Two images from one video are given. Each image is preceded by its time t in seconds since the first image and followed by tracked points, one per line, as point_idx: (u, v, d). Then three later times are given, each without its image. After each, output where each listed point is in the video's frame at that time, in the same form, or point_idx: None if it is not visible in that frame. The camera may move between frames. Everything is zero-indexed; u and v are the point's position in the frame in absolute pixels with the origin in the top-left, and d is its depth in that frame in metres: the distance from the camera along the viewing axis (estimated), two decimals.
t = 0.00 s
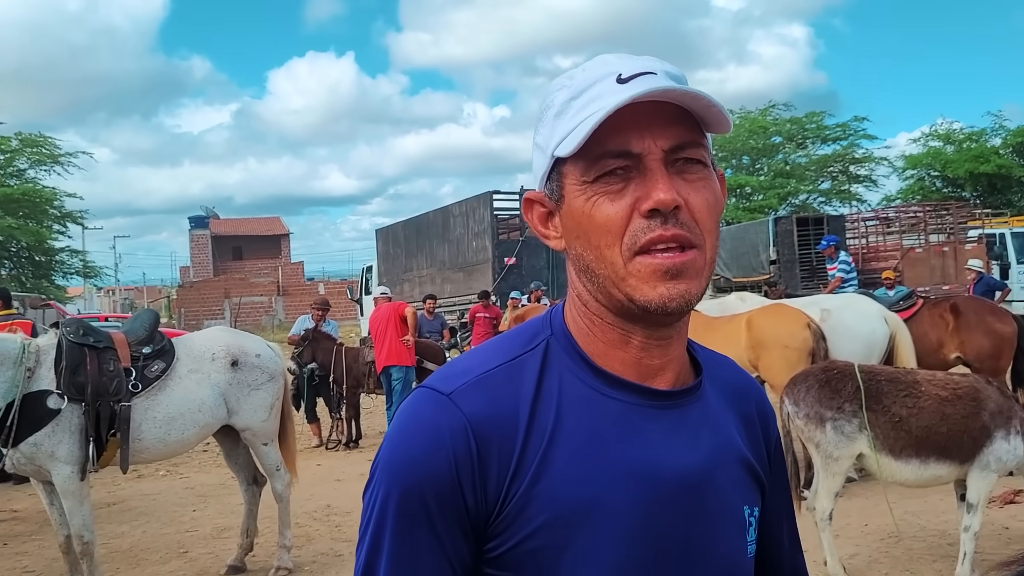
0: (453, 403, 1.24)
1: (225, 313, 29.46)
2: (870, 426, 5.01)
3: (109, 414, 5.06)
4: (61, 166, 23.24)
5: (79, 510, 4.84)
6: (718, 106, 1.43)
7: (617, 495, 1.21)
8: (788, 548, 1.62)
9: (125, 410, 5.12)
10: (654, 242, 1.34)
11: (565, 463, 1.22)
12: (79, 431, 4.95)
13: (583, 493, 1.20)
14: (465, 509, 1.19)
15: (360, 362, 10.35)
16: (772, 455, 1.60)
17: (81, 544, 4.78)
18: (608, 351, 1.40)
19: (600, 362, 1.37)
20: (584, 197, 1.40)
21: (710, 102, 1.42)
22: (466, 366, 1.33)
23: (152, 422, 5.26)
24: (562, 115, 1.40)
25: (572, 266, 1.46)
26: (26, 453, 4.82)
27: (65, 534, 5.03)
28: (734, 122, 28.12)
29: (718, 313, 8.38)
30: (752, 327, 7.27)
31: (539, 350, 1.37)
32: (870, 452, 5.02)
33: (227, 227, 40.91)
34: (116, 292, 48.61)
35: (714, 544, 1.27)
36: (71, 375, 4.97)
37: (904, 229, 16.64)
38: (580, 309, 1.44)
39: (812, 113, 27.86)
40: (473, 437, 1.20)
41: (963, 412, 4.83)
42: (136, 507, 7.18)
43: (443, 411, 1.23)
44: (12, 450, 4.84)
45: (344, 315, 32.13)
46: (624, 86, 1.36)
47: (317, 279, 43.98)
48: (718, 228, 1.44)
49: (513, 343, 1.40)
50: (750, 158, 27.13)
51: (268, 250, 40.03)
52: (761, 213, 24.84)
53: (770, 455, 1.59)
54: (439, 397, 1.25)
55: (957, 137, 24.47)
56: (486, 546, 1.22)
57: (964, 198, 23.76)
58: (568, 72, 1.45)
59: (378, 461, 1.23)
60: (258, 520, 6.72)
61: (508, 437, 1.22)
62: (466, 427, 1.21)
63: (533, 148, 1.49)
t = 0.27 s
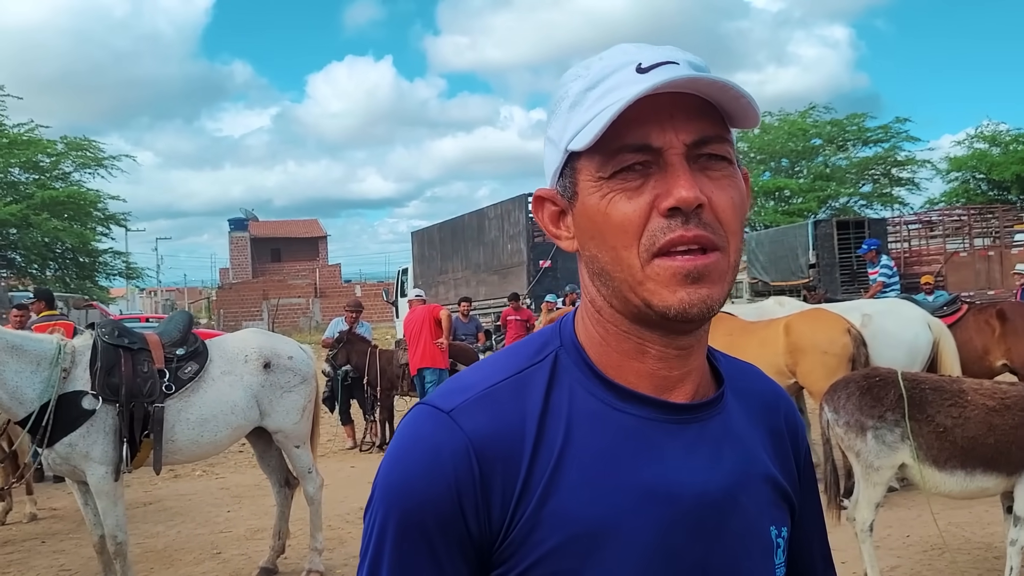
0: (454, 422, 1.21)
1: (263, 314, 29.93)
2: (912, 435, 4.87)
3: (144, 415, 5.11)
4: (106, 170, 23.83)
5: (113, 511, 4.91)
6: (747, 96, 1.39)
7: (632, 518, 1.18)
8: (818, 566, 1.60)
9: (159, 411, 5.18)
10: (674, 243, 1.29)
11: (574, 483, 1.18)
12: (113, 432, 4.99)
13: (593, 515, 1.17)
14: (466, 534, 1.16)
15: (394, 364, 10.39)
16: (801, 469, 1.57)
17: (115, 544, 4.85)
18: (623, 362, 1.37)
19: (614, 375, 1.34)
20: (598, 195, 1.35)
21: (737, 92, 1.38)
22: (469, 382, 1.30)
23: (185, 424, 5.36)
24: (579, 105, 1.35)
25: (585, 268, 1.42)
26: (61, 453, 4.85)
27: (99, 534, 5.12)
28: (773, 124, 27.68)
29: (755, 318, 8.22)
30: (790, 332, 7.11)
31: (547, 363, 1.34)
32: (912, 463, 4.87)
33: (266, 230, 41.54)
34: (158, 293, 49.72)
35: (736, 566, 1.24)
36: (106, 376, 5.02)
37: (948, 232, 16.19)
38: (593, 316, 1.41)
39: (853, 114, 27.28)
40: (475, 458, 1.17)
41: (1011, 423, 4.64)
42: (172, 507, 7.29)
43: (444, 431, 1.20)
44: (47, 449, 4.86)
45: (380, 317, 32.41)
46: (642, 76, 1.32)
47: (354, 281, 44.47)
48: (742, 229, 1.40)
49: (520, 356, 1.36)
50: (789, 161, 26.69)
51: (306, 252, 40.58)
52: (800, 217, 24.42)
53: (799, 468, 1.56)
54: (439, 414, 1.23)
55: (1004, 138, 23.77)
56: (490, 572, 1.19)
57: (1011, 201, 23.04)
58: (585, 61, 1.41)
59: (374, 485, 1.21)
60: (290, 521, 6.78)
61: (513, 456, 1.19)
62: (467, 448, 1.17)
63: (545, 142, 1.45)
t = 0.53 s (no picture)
0: (436, 430, 1.18)
1: (272, 314, 30.01)
2: (929, 437, 4.81)
3: (150, 415, 5.12)
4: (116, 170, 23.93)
5: (119, 511, 4.93)
6: (734, 81, 1.38)
7: (626, 526, 1.16)
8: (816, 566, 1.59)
9: (165, 411, 5.19)
10: (662, 238, 1.28)
11: (563, 490, 1.17)
12: (119, 432, 5.00)
13: (583, 523, 1.15)
14: (452, 546, 1.14)
15: (402, 364, 10.39)
16: (799, 467, 1.56)
17: (121, 545, 4.88)
18: (611, 363, 1.35)
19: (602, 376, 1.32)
20: (582, 189, 1.33)
21: (723, 78, 1.37)
22: (451, 389, 1.28)
23: (191, 424, 5.38)
24: (560, 96, 1.34)
25: (570, 265, 1.40)
26: (67, 453, 4.87)
27: (106, 534, 5.14)
28: (782, 123, 27.55)
29: (765, 318, 8.17)
30: (800, 332, 7.06)
31: (533, 366, 1.32)
32: (928, 465, 4.82)
33: (275, 230, 41.69)
34: (168, 293, 49.97)
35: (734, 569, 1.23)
36: (112, 376, 5.03)
37: (959, 232, 16.06)
38: (579, 316, 1.39)
39: (863, 113, 27.11)
40: (459, 467, 1.15)
41: None
42: (179, 507, 7.31)
43: (426, 440, 1.17)
44: (53, 450, 4.89)
45: (388, 317, 32.47)
46: (625, 64, 1.30)
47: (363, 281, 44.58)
48: (731, 221, 1.38)
49: (505, 360, 1.34)
50: (798, 160, 26.55)
51: (315, 252, 40.70)
52: (810, 216, 24.31)
53: (796, 467, 1.55)
54: (421, 422, 1.20)
55: (1016, 137, 23.56)
56: None
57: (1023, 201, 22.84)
58: (564, 52, 1.39)
59: (354, 499, 1.18)
60: (297, 522, 6.78)
61: (499, 464, 1.17)
62: (450, 457, 1.15)
63: (526, 137, 1.43)
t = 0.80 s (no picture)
0: (436, 442, 1.17)
1: (274, 317, 30.02)
2: (941, 438, 4.79)
3: (153, 420, 5.11)
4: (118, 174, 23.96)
5: (123, 517, 4.92)
6: (731, 80, 1.38)
7: (632, 535, 1.15)
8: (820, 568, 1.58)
9: (169, 416, 5.17)
10: (660, 241, 1.26)
11: (569, 501, 1.16)
12: (122, 438, 4.99)
13: (591, 532, 1.14)
14: (454, 561, 1.12)
15: (405, 366, 10.39)
16: (800, 470, 1.56)
17: (125, 551, 4.87)
18: (612, 369, 1.34)
19: (602, 383, 1.32)
20: (578, 193, 1.32)
21: (719, 77, 1.37)
22: (449, 400, 1.26)
23: (195, 429, 5.37)
24: (553, 100, 1.32)
25: (567, 272, 1.39)
26: (71, 458, 4.86)
27: (109, 539, 5.14)
28: (783, 123, 27.54)
29: (769, 318, 8.16)
30: (805, 333, 7.05)
31: (532, 375, 1.31)
32: (940, 466, 4.80)
33: (277, 232, 41.75)
34: (170, 296, 50.05)
35: None
36: (115, 381, 5.02)
37: (962, 231, 16.04)
38: (577, 322, 1.38)
39: (864, 113, 27.09)
40: (461, 480, 1.13)
41: None
42: (183, 511, 7.30)
43: (425, 453, 1.16)
44: (56, 455, 4.88)
45: (390, 320, 32.49)
46: (619, 65, 1.29)
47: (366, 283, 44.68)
48: (729, 222, 1.37)
49: (503, 369, 1.33)
50: (800, 160, 26.53)
51: (317, 254, 40.75)
52: (812, 216, 24.30)
53: (799, 469, 1.55)
54: (420, 435, 1.19)
55: (1018, 136, 23.53)
56: None
57: None
58: (557, 55, 1.38)
59: (353, 514, 1.16)
60: (301, 526, 6.78)
61: (501, 475, 1.16)
62: (451, 469, 1.14)
63: (519, 141, 1.41)
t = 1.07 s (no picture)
0: (446, 455, 1.16)
1: (277, 324, 30.04)
2: (956, 440, 4.79)
3: (159, 429, 5.10)
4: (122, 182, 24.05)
5: (130, 526, 4.91)
6: (732, 78, 1.38)
7: (647, 544, 1.14)
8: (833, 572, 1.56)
9: (175, 424, 5.17)
10: (666, 243, 1.25)
11: (582, 510, 1.15)
12: (128, 447, 4.98)
13: (605, 541, 1.13)
14: None
15: (410, 373, 10.38)
16: (810, 474, 1.55)
17: (131, 560, 4.85)
18: (621, 377, 1.33)
19: (611, 391, 1.31)
20: (583, 198, 1.31)
21: (719, 76, 1.37)
22: (457, 413, 1.25)
23: (201, 438, 5.37)
24: (556, 107, 1.32)
25: (572, 280, 1.38)
26: (77, 468, 4.85)
27: (116, 549, 5.13)
28: (786, 127, 27.55)
29: (775, 323, 8.14)
30: (812, 337, 7.03)
31: (541, 386, 1.30)
32: (955, 468, 4.79)
33: (280, 240, 41.84)
34: (173, 305, 50.13)
35: None
36: (122, 391, 5.01)
37: (966, 234, 16.02)
38: (585, 330, 1.37)
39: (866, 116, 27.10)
40: (473, 493, 1.13)
41: None
42: (189, 520, 7.29)
43: (436, 467, 1.15)
44: (63, 465, 4.87)
45: (394, 326, 32.51)
46: (619, 69, 1.29)
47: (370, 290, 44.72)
48: (734, 223, 1.36)
49: (511, 380, 1.32)
50: (803, 163, 26.52)
51: (320, 262, 40.81)
52: (816, 220, 24.30)
53: (809, 474, 1.54)
54: (431, 448, 1.18)
55: (1021, 138, 23.50)
56: None
57: None
58: (556, 65, 1.38)
59: (363, 530, 1.15)
60: (308, 534, 6.76)
61: (514, 486, 1.15)
62: (463, 482, 1.13)
63: (520, 152, 1.41)
